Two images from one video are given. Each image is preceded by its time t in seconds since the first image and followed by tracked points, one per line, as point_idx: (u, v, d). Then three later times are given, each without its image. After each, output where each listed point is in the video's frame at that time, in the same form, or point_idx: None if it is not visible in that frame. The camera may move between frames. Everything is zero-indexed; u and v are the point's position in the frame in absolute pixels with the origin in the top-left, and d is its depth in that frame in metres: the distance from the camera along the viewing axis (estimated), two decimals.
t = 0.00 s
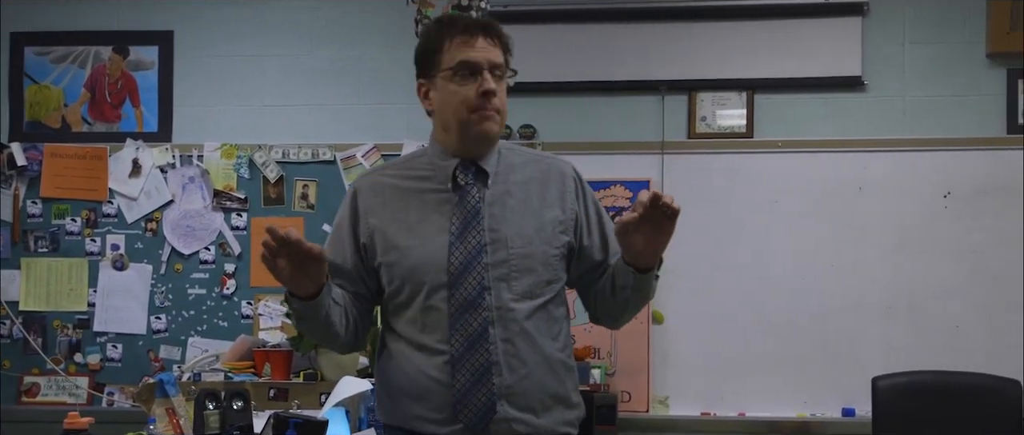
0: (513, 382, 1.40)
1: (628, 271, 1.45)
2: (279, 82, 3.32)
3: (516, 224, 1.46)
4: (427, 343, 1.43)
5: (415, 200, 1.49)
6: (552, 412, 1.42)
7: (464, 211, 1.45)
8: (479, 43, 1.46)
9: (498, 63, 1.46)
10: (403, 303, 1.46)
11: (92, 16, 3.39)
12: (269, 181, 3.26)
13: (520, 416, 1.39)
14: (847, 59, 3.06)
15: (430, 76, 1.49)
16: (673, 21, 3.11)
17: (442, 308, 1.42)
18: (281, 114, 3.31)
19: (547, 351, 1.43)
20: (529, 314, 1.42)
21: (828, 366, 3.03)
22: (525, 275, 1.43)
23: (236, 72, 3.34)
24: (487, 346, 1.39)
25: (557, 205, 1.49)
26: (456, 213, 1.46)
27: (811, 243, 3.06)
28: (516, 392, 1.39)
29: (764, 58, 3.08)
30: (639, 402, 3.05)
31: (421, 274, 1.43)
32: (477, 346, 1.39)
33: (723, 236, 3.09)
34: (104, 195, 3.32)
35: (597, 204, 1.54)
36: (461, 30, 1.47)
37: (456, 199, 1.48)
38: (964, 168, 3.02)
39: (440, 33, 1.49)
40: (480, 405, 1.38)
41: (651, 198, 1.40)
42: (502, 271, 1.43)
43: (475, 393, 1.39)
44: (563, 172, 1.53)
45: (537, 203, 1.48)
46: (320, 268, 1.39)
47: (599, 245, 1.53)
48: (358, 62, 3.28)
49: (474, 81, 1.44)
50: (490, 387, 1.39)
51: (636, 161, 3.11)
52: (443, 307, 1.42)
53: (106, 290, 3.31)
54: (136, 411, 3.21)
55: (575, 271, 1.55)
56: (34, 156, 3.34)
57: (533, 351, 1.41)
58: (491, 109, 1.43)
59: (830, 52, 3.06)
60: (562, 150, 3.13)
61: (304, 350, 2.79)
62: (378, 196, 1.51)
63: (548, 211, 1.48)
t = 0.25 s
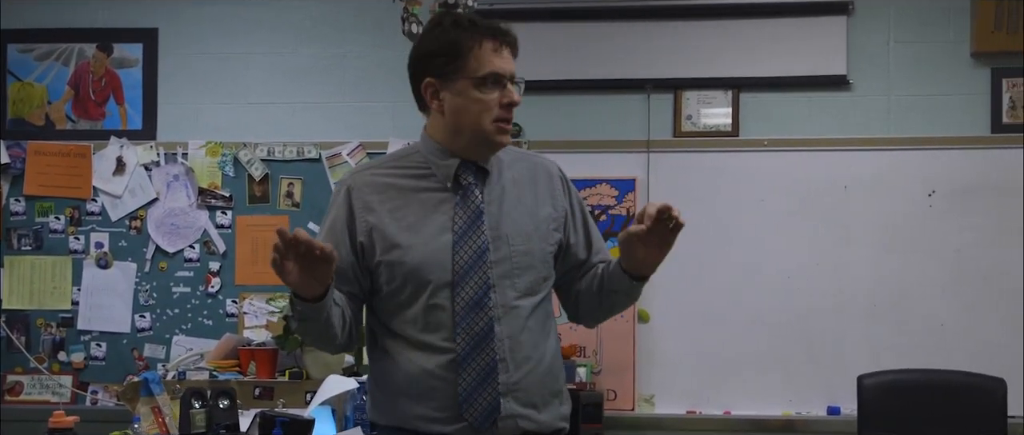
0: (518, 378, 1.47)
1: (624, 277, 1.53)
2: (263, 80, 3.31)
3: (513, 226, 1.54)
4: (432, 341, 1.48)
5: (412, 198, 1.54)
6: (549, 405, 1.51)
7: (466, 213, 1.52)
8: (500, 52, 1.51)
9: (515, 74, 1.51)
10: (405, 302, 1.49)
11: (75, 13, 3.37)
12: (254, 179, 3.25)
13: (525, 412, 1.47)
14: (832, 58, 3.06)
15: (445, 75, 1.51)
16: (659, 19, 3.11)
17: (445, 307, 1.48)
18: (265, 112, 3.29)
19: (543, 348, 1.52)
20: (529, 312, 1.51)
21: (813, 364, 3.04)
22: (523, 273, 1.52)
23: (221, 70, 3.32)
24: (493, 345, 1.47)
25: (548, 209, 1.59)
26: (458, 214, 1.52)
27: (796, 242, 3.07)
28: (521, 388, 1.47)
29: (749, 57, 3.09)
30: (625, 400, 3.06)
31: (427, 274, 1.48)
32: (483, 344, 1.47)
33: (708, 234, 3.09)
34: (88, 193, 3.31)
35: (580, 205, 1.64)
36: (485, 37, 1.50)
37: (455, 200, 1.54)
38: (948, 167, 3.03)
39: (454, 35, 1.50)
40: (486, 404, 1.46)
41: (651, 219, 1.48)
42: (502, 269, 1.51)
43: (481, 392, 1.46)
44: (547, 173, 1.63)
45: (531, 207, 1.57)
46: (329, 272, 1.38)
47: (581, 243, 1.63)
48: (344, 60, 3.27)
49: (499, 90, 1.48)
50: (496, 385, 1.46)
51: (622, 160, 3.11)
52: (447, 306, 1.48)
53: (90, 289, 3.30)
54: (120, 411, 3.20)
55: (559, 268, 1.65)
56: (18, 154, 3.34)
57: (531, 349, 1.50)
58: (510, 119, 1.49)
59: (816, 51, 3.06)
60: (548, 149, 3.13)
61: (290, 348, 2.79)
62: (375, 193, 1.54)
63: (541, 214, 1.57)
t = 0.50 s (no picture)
0: (530, 375, 1.47)
1: (633, 282, 1.53)
2: (249, 78, 3.30)
3: (528, 225, 1.53)
4: (447, 335, 1.47)
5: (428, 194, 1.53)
6: (557, 405, 1.51)
7: (484, 208, 1.51)
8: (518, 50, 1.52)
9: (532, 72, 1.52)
10: (420, 296, 1.48)
11: (59, 10, 3.36)
12: (240, 177, 3.25)
13: (534, 409, 1.46)
14: (818, 56, 3.07)
15: (462, 71, 1.51)
16: (646, 18, 3.11)
17: (460, 302, 1.47)
18: (251, 110, 3.29)
19: (551, 349, 1.51)
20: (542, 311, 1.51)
21: (799, 362, 3.05)
22: (538, 271, 1.52)
23: (206, 67, 3.31)
24: (508, 340, 1.45)
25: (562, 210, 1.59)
26: (474, 209, 1.51)
27: (782, 240, 3.08)
28: (531, 385, 1.47)
29: (736, 55, 3.09)
30: (612, 398, 3.06)
31: (444, 268, 1.47)
32: (499, 339, 1.45)
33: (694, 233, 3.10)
34: (72, 191, 3.29)
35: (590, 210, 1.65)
36: (503, 35, 1.51)
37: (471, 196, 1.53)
38: (934, 165, 3.04)
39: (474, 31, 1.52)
40: (499, 400, 1.43)
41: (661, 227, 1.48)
42: (518, 266, 1.50)
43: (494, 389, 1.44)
44: (561, 176, 1.64)
45: (546, 206, 1.57)
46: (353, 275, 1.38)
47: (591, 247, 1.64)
48: (330, 57, 3.27)
49: (517, 87, 1.49)
50: (510, 381, 1.44)
51: (609, 158, 3.11)
52: (463, 301, 1.47)
53: (75, 287, 3.29)
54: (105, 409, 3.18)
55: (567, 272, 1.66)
56: (2, 151, 3.32)
57: (542, 348, 1.49)
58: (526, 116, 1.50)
59: (802, 50, 3.07)
60: (534, 147, 3.14)
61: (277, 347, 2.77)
62: (393, 188, 1.53)
63: (556, 214, 1.57)
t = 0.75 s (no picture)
0: (540, 370, 1.44)
1: (648, 280, 1.51)
2: (235, 75, 3.29)
3: (544, 221, 1.51)
4: (458, 328, 1.45)
5: (444, 188, 1.51)
6: (569, 403, 1.47)
7: (498, 203, 1.49)
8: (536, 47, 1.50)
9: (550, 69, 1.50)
10: (431, 290, 1.46)
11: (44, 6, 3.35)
12: (226, 174, 3.24)
13: (544, 406, 1.43)
14: (804, 55, 3.07)
15: (481, 69, 1.50)
16: (633, 15, 3.11)
17: (473, 295, 1.45)
18: (237, 107, 3.28)
19: (564, 347, 1.48)
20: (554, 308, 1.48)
21: (784, 360, 3.05)
22: (551, 269, 1.49)
23: (192, 64, 3.30)
24: (519, 335, 1.43)
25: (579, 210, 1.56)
26: (489, 204, 1.49)
27: (768, 238, 3.08)
28: (542, 381, 1.44)
29: (722, 53, 3.09)
30: (598, 396, 3.07)
31: (457, 262, 1.45)
32: (509, 334, 1.42)
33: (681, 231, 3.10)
34: (57, 188, 3.28)
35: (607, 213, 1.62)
36: (521, 33, 1.50)
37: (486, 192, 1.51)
38: (920, 163, 3.05)
39: (491, 30, 1.50)
40: (508, 394, 1.41)
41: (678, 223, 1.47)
42: (532, 263, 1.48)
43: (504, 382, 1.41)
44: (580, 176, 1.61)
45: (562, 204, 1.54)
46: (370, 262, 1.36)
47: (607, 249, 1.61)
48: (316, 55, 3.26)
49: (536, 84, 1.47)
50: (520, 375, 1.42)
51: (596, 156, 3.12)
52: (475, 295, 1.44)
53: (59, 284, 3.27)
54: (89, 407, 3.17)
55: (582, 273, 1.63)
56: None
57: (553, 345, 1.46)
58: (545, 112, 1.48)
59: (788, 48, 3.08)
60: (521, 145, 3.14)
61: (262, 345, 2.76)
62: (410, 181, 1.52)
63: (572, 213, 1.54)
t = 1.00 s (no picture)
0: (539, 369, 1.35)
1: (653, 280, 1.38)
2: (221, 72, 3.28)
3: (551, 216, 1.41)
4: (457, 324, 1.35)
5: (448, 181, 1.42)
6: (569, 406, 1.38)
7: (503, 198, 1.39)
8: (546, 45, 1.42)
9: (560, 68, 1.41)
10: (431, 286, 1.37)
11: (29, 3, 3.33)
12: (212, 172, 3.23)
13: (542, 404, 1.34)
14: (791, 53, 3.08)
15: (488, 67, 1.42)
16: (620, 13, 3.11)
17: (473, 291, 1.35)
18: (223, 105, 3.27)
19: (567, 347, 1.39)
20: (557, 307, 1.38)
21: (771, 357, 3.06)
22: (556, 268, 1.39)
23: (179, 61, 3.29)
24: (518, 332, 1.33)
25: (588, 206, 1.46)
26: (493, 199, 1.40)
27: (755, 236, 3.08)
28: (540, 379, 1.35)
29: (709, 52, 3.09)
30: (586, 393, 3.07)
31: (460, 257, 1.36)
32: (508, 331, 1.33)
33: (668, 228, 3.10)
34: (43, 186, 3.27)
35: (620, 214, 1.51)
36: (529, 30, 1.42)
37: (491, 187, 1.42)
38: (906, 162, 3.06)
39: (498, 27, 1.42)
40: (506, 389, 1.32)
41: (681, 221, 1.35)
42: (536, 260, 1.38)
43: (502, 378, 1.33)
44: (591, 173, 1.50)
45: (570, 199, 1.44)
46: (371, 253, 1.28)
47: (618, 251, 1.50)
48: (303, 52, 3.25)
49: (543, 82, 1.39)
50: (518, 373, 1.33)
51: (583, 154, 3.12)
52: (475, 290, 1.35)
53: (45, 282, 3.26)
54: (76, 406, 3.16)
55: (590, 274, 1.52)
56: None
57: (554, 344, 1.37)
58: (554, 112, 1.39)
59: (773, 46, 3.08)
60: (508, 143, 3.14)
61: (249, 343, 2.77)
62: (415, 175, 1.42)
63: (582, 210, 1.44)
